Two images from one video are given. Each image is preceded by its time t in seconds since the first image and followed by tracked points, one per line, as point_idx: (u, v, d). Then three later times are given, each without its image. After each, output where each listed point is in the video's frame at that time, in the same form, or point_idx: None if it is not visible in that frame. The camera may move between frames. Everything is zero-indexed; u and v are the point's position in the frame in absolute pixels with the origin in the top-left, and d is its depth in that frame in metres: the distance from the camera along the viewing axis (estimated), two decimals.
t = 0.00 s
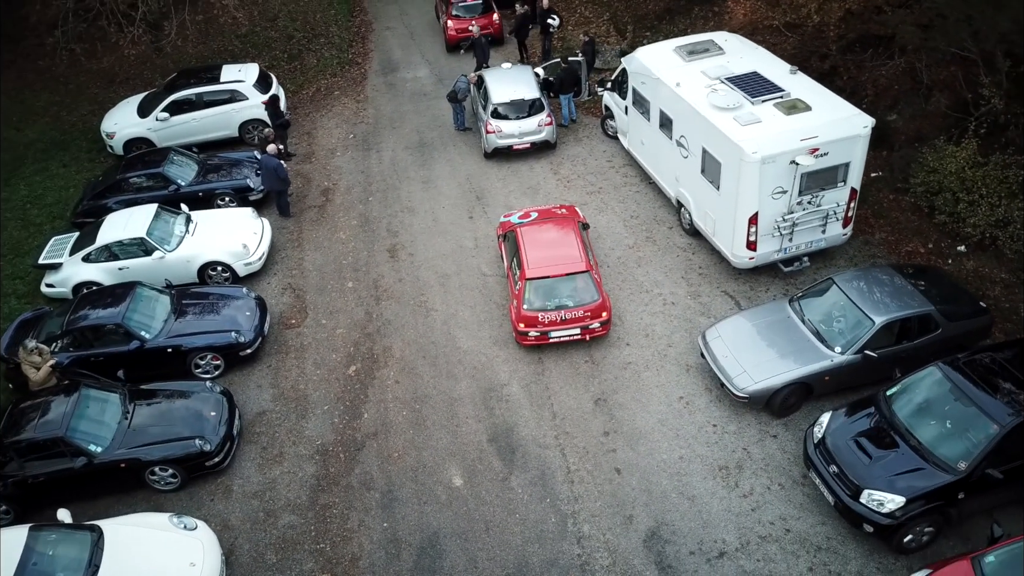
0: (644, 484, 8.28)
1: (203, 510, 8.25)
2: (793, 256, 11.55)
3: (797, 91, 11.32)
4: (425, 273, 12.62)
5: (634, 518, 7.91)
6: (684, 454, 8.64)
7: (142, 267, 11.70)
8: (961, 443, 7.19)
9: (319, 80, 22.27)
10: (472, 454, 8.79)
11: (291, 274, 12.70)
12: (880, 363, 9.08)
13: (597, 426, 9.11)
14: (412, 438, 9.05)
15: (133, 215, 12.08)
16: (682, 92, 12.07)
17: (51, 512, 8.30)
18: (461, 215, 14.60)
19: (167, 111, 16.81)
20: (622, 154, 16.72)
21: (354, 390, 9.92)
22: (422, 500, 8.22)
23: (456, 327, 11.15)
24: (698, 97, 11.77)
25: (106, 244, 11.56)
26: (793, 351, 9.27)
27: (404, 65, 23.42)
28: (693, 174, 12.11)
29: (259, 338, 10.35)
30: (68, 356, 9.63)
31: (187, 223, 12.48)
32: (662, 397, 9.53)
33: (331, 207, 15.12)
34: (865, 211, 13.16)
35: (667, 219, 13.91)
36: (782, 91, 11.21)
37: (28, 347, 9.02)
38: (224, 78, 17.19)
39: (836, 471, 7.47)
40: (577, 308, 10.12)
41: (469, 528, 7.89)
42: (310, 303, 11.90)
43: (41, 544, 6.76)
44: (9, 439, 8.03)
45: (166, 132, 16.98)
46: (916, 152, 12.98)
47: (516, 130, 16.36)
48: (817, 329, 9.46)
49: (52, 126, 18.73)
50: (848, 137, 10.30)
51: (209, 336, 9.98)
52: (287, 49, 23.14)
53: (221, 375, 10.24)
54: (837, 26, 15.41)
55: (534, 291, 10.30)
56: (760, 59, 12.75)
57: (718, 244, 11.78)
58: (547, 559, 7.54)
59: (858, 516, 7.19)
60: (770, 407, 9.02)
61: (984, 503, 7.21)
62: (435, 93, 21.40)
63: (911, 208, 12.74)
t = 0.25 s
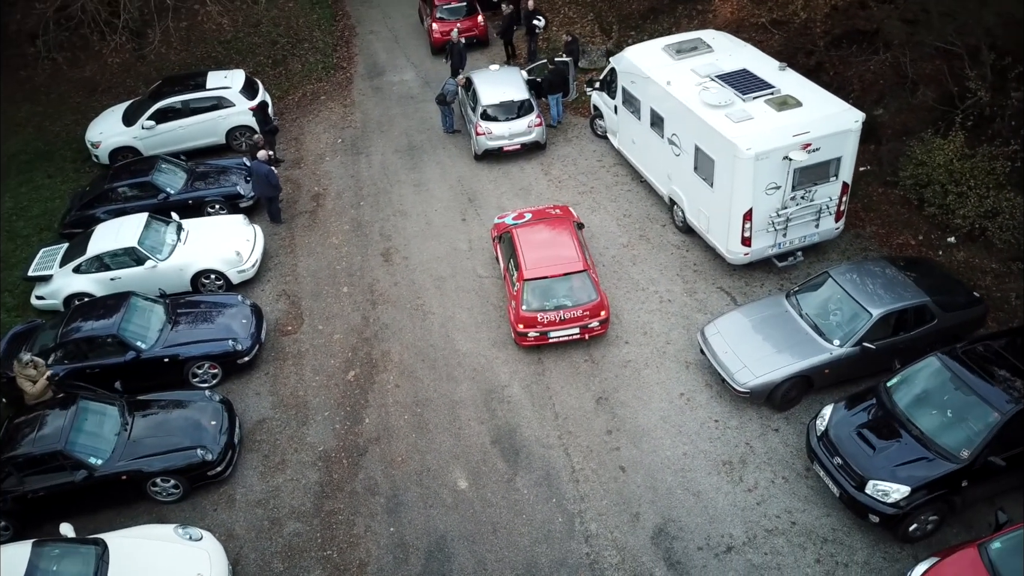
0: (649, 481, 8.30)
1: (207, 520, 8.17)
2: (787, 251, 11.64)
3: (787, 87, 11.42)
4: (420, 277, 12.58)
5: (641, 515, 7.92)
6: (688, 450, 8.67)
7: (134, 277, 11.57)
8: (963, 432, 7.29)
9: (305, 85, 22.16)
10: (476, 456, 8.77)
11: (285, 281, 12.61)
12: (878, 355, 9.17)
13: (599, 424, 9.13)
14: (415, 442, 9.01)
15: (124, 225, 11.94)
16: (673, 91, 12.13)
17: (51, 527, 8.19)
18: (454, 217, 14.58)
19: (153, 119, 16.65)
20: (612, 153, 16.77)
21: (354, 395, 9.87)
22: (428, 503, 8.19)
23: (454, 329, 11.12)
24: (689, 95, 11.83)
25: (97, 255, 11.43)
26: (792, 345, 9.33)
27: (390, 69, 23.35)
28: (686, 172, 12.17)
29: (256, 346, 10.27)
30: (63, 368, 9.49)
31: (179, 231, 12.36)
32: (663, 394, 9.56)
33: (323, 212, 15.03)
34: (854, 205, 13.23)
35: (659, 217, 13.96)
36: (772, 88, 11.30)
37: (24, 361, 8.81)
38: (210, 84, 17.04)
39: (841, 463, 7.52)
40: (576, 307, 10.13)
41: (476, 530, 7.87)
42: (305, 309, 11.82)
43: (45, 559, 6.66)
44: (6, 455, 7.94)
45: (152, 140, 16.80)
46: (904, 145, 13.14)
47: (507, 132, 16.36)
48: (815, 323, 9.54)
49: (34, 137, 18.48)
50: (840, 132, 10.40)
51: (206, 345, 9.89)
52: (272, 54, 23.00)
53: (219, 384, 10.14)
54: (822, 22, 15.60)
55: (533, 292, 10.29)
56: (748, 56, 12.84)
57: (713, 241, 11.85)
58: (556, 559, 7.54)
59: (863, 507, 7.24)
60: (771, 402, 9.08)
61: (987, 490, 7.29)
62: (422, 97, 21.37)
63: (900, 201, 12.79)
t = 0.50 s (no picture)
0: (653, 478, 8.32)
1: (210, 528, 8.11)
2: (782, 246, 11.72)
3: (778, 83, 11.50)
4: (416, 279, 12.55)
5: (647, 512, 7.93)
6: (690, 446, 8.70)
7: (127, 285, 11.45)
8: (964, 421, 7.36)
9: (292, 90, 22.05)
10: (479, 457, 8.76)
11: (280, 286, 12.52)
12: (876, 347, 9.25)
13: (602, 422, 9.14)
14: (418, 444, 8.99)
15: (115, 232, 11.83)
16: (665, 88, 12.18)
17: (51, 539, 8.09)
18: (448, 219, 14.56)
19: (141, 125, 16.50)
20: (603, 152, 16.81)
21: (354, 399, 9.82)
22: (434, 505, 8.17)
23: (452, 330, 11.11)
24: (681, 93, 11.88)
25: (89, 263, 11.31)
26: (791, 339, 9.39)
27: (378, 71, 23.29)
28: (679, 169, 12.22)
29: (254, 351, 10.20)
30: (59, 379, 9.39)
31: (171, 238, 12.25)
32: (664, 391, 9.60)
33: (315, 216, 14.95)
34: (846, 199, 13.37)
35: (653, 215, 14.01)
36: (764, 84, 11.38)
37: (20, 373, 8.57)
38: (198, 90, 16.91)
39: (844, 455, 7.57)
40: (574, 306, 10.14)
41: (482, 530, 7.86)
42: (302, 313, 11.75)
43: (49, 573, 6.59)
44: (4, 468, 7.85)
45: (140, 147, 16.65)
46: (893, 139, 13.27)
47: (498, 133, 16.36)
48: (812, 316, 9.61)
49: (19, 146, 18.27)
50: (832, 127, 10.48)
51: (204, 352, 9.81)
52: (258, 59, 22.87)
53: (218, 391, 10.06)
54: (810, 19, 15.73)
55: (531, 292, 10.27)
56: (738, 53, 12.92)
57: (707, 237, 11.90)
58: (563, 558, 7.54)
59: (867, 497, 7.29)
60: (771, 396, 9.13)
61: (988, 478, 7.38)
62: (411, 99, 21.33)
63: (891, 194, 12.99)
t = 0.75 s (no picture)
0: (657, 473, 8.35)
1: (215, 537, 8.05)
2: (775, 240, 11.81)
3: (767, 79, 11.60)
4: (411, 281, 12.51)
5: (653, 507, 7.96)
6: (693, 440, 8.73)
7: (119, 294, 11.31)
8: (964, 409, 7.45)
9: (278, 95, 21.92)
10: (483, 457, 8.74)
11: (274, 291, 12.43)
12: (873, 338, 9.35)
13: (604, 420, 9.16)
14: (421, 446, 8.96)
15: (106, 241, 11.69)
16: (655, 86, 12.24)
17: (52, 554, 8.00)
18: (440, 220, 14.53)
19: (126, 133, 16.32)
20: (593, 151, 16.86)
21: (354, 403, 9.77)
22: (439, 507, 8.15)
23: (450, 332, 11.09)
24: (672, 90, 11.94)
25: (80, 273, 11.17)
26: (789, 332, 9.46)
27: (363, 75, 23.20)
28: (672, 166, 12.29)
29: (251, 358, 10.12)
30: (55, 391, 9.27)
31: (162, 245, 12.12)
32: (664, 387, 9.63)
33: (306, 221, 14.85)
34: (835, 192, 13.50)
35: (645, 212, 14.07)
36: (753, 80, 11.47)
37: (16, 385, 8.55)
38: (183, 96, 16.73)
39: (847, 445, 7.63)
40: (572, 305, 10.15)
41: (489, 531, 7.85)
42: (297, 318, 11.67)
43: None
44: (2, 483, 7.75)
45: (126, 155, 16.46)
46: (881, 133, 13.43)
47: (488, 133, 16.35)
48: (809, 309, 9.69)
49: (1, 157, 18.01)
50: (823, 121, 10.59)
51: (201, 359, 9.71)
52: (241, 64, 22.69)
53: (216, 399, 9.97)
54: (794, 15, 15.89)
55: (529, 291, 10.27)
56: (726, 50, 13.01)
57: (701, 233, 11.97)
58: (571, 556, 7.55)
59: (871, 487, 7.36)
60: (771, 389, 9.19)
61: (989, 464, 7.47)
62: (398, 102, 21.27)
63: (879, 186, 13.15)
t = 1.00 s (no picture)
0: (661, 469, 8.37)
1: (219, 545, 7.99)
2: (769, 235, 11.89)
3: (758, 75, 11.68)
4: (407, 284, 12.48)
5: (658, 504, 7.97)
6: (695, 436, 8.77)
7: (113, 303, 11.19)
8: (964, 398, 7.54)
9: (264, 99, 21.79)
10: (486, 458, 8.73)
11: (269, 296, 12.34)
12: (870, 329, 9.44)
13: (606, 417, 9.17)
14: (423, 449, 8.93)
15: (98, 250, 11.56)
16: (647, 84, 12.29)
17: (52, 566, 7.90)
18: (434, 222, 14.50)
19: (113, 140, 16.15)
20: (584, 150, 16.90)
21: (354, 407, 9.73)
22: (445, 509, 8.13)
23: (448, 333, 11.06)
24: (664, 87, 11.98)
25: (72, 282, 11.04)
26: (787, 326, 9.53)
27: (350, 77, 23.11)
28: (665, 163, 12.34)
29: (249, 364, 10.05)
30: (51, 400, 9.16)
31: (155, 253, 12.00)
32: (665, 383, 9.67)
33: (299, 225, 14.76)
34: (826, 187, 13.62)
35: (638, 210, 14.11)
36: (744, 76, 11.54)
37: (13, 395, 8.63)
38: (170, 102, 16.58)
39: (849, 436, 7.68)
40: (571, 304, 10.16)
41: (496, 531, 7.84)
42: (294, 323, 11.61)
43: None
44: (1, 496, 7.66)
45: (113, 162, 16.29)
46: (869, 126, 13.55)
47: (479, 134, 16.33)
48: (806, 302, 9.77)
49: None
50: (815, 116, 10.68)
51: (199, 367, 9.63)
52: (227, 69, 22.53)
53: (214, 406, 9.89)
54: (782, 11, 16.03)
55: (528, 291, 10.26)
56: (716, 47, 13.08)
57: (696, 230, 12.03)
58: (579, 554, 7.55)
59: (875, 477, 7.41)
60: (771, 383, 9.25)
61: (989, 452, 7.56)
62: (386, 104, 21.20)
63: (869, 180, 13.27)
